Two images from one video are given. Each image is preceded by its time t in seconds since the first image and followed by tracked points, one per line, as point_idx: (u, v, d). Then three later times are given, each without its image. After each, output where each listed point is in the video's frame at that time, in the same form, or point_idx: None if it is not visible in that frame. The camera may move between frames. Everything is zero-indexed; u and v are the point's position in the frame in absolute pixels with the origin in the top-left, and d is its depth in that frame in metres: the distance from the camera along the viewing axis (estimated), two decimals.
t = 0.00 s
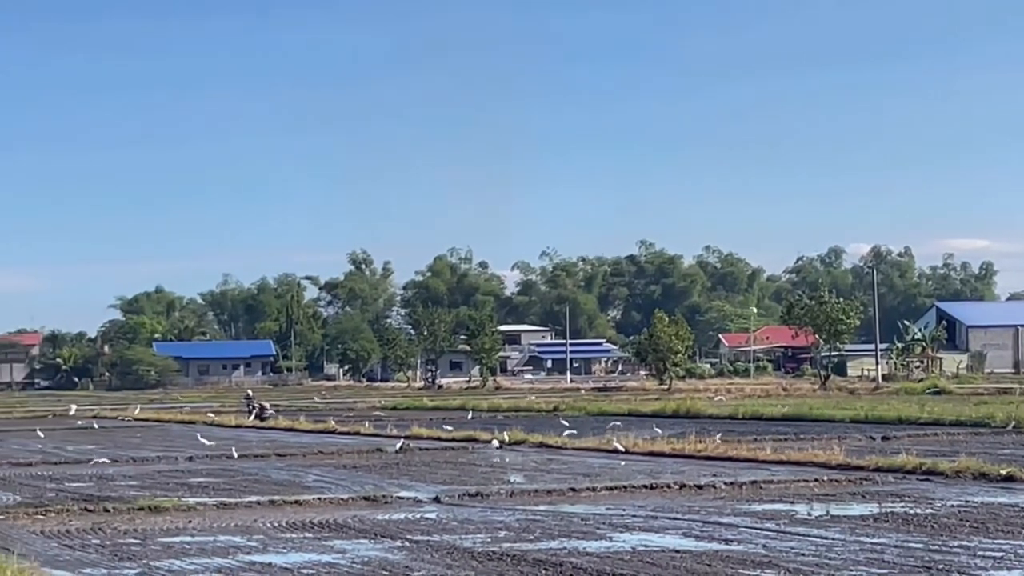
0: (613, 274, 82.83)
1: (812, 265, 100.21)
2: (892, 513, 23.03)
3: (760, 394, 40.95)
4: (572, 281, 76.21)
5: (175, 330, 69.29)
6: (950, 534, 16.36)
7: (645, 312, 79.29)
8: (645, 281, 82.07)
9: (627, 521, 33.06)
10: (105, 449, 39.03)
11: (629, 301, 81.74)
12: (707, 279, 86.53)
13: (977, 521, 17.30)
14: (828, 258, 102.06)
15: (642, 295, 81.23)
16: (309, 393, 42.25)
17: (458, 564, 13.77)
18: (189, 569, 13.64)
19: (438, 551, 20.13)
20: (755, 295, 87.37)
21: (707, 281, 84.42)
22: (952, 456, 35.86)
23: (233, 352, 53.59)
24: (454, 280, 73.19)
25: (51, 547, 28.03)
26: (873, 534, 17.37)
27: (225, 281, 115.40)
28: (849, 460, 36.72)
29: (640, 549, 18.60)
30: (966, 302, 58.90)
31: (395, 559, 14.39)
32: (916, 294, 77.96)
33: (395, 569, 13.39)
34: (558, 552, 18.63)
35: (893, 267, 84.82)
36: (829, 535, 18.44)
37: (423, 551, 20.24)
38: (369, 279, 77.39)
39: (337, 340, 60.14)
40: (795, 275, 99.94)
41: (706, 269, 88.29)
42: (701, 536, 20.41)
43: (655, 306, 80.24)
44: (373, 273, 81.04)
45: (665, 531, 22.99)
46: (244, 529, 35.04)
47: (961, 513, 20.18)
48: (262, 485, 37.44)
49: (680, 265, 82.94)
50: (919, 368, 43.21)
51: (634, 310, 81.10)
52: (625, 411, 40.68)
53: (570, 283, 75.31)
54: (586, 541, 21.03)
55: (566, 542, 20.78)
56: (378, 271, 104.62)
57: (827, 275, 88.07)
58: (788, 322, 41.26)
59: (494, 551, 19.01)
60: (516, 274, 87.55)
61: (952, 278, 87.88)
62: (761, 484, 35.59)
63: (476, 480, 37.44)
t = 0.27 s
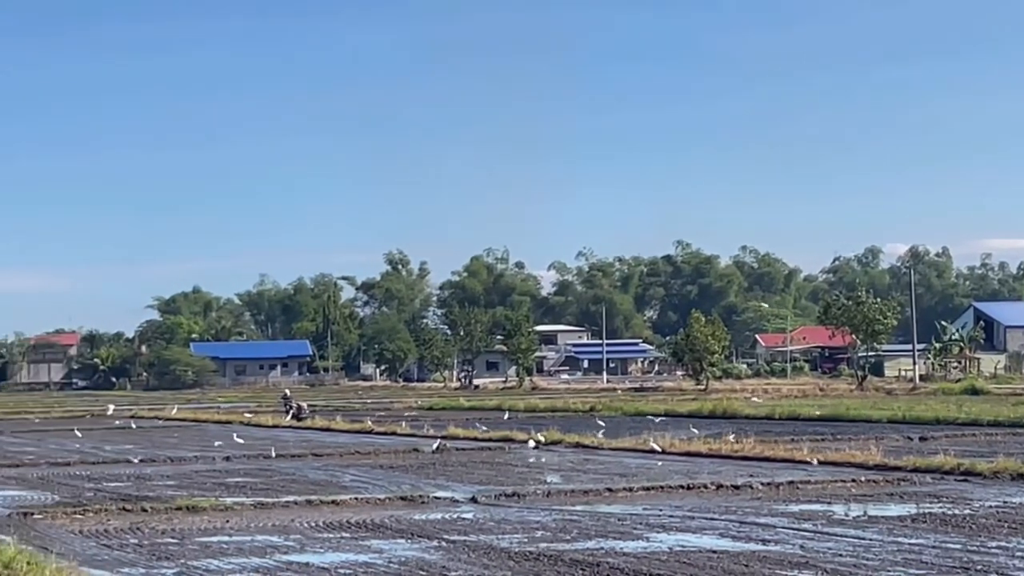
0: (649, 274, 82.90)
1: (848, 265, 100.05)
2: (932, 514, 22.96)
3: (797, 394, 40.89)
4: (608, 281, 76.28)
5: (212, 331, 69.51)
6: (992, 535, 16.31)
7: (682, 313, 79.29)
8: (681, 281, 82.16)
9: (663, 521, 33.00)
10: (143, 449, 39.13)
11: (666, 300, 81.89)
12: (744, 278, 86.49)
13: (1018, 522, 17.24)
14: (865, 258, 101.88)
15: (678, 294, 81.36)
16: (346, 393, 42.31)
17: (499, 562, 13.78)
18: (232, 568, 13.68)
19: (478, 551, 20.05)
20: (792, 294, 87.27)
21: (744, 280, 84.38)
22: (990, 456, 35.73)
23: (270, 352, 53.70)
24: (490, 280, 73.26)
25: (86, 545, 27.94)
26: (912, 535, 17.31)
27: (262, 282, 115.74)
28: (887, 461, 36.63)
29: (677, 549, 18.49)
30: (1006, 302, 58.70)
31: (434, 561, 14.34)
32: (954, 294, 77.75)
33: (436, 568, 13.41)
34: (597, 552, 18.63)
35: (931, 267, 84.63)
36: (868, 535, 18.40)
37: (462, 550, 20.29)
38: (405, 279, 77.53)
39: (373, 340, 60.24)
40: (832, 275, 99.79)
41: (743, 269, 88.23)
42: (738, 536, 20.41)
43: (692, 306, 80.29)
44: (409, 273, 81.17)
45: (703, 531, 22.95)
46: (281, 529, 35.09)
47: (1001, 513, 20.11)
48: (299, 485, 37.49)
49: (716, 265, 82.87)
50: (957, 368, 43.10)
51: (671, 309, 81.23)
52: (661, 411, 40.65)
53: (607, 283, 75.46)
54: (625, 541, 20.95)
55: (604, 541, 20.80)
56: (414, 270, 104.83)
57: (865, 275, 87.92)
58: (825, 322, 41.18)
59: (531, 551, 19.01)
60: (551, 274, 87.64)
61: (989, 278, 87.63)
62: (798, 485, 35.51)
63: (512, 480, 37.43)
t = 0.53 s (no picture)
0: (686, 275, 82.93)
1: (885, 267, 99.90)
2: (969, 516, 22.90)
3: (833, 395, 40.83)
4: (643, 282, 76.34)
5: (248, 332, 69.70)
6: None
7: (718, 314, 79.28)
8: (718, 282, 82.22)
9: (700, 522, 32.96)
10: (180, 450, 39.24)
11: (702, 301, 81.96)
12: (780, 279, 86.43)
13: None
14: (902, 259, 101.72)
15: (715, 295, 81.44)
16: (382, 393, 42.37)
17: (529, 563, 13.82)
18: (270, 567, 13.77)
19: (510, 548, 20.24)
20: (828, 296, 87.18)
21: (780, 282, 84.32)
22: None
23: (306, 353, 53.78)
24: (526, 281, 73.34)
25: (128, 546, 28.24)
26: (949, 537, 17.27)
27: (298, 283, 115.94)
28: (924, 462, 36.55)
29: (712, 548, 18.81)
30: None
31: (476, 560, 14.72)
32: (991, 296, 77.56)
33: (473, 568, 13.45)
34: (633, 553, 18.63)
35: (968, 269, 84.44)
36: (904, 537, 18.36)
37: (498, 550, 20.34)
38: (441, 280, 77.66)
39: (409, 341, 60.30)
40: (869, 276, 99.66)
41: (780, 271, 88.18)
42: (774, 538, 20.38)
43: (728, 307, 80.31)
44: (446, 274, 81.29)
45: (739, 532, 22.92)
46: (318, 529, 35.15)
47: None
48: (335, 485, 37.54)
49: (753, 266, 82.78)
50: (994, 369, 42.99)
51: (707, 311, 81.29)
52: (697, 412, 40.63)
53: (643, 283, 75.57)
54: (657, 542, 20.91)
55: (641, 543, 20.80)
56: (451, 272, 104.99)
57: (902, 276, 87.78)
58: (862, 323, 41.11)
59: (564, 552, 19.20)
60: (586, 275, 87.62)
61: None
62: (835, 486, 35.44)
63: (549, 481, 37.44)
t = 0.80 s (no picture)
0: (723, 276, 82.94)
1: (923, 268, 99.76)
2: (1007, 518, 22.81)
3: (870, 397, 40.78)
4: (679, 283, 76.42)
5: (286, 333, 70.00)
6: None
7: (755, 315, 79.27)
8: (755, 283, 82.25)
9: (736, 524, 32.91)
10: (217, 450, 39.34)
11: (738, 302, 82.04)
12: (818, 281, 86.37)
13: None
14: (939, 260, 101.55)
15: (752, 297, 81.47)
16: (419, 394, 42.43)
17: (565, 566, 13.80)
18: (303, 569, 13.90)
19: (548, 551, 20.44)
20: (865, 296, 87.06)
21: (818, 283, 84.26)
22: None
23: (344, 354, 53.96)
24: (562, 282, 73.41)
25: (167, 547, 28.46)
26: (987, 540, 17.19)
27: (335, 284, 116.35)
28: (961, 464, 36.45)
29: (745, 548, 18.94)
30: None
31: (516, 563, 14.99)
32: None
33: (509, 569, 13.44)
34: (669, 554, 18.61)
35: (1006, 270, 84.26)
36: (940, 539, 18.29)
37: (536, 552, 20.35)
38: (478, 281, 77.80)
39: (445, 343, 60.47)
40: (907, 277, 99.53)
41: (817, 272, 88.13)
42: (810, 540, 20.32)
43: (765, 309, 80.29)
44: (482, 275, 81.39)
45: (776, 534, 22.87)
46: (355, 530, 35.21)
47: None
48: (372, 486, 37.60)
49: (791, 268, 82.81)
50: None
51: (744, 312, 81.31)
52: (734, 414, 40.60)
53: (680, 285, 75.64)
54: (691, 543, 21.08)
55: (679, 544, 20.80)
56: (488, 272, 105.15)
57: (940, 278, 87.63)
58: (899, 325, 41.05)
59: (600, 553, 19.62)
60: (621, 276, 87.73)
61: None
62: (872, 488, 35.37)
63: (585, 483, 37.44)
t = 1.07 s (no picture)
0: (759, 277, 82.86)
1: (961, 269, 99.53)
2: None
3: (908, 398, 40.69)
4: (716, 284, 76.42)
5: (322, 334, 70.20)
6: None
7: (792, 316, 79.19)
8: (791, 285, 82.18)
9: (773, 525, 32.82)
10: (255, 450, 39.40)
11: (775, 304, 82.00)
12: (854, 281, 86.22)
13: None
14: (977, 262, 101.30)
15: (789, 298, 81.41)
16: (456, 395, 42.47)
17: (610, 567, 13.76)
18: (343, 568, 13.96)
19: (588, 553, 20.48)
20: (902, 298, 86.89)
21: (855, 284, 84.14)
22: None
23: (380, 355, 54.07)
24: (599, 283, 73.41)
25: (207, 547, 28.54)
26: None
27: (372, 285, 116.63)
28: (1000, 465, 36.31)
29: (782, 550, 18.23)
30: None
31: (570, 562, 15.00)
32: None
33: (548, 569, 13.40)
34: (705, 552, 18.60)
35: None
36: (980, 540, 18.17)
37: (575, 552, 20.33)
38: (514, 281, 77.86)
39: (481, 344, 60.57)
40: (944, 278, 99.29)
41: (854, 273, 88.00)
42: (847, 539, 20.28)
43: (802, 310, 80.18)
44: (518, 276, 81.44)
45: (815, 534, 22.77)
46: (392, 531, 35.23)
47: None
48: (409, 487, 37.61)
49: (828, 269, 82.76)
50: None
51: (780, 314, 81.24)
52: (770, 415, 40.53)
53: (716, 286, 75.61)
54: (729, 543, 21.05)
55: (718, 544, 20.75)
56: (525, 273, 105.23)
57: (977, 279, 87.41)
58: (936, 326, 40.96)
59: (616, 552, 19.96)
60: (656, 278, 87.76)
61: None
62: (910, 489, 35.24)
63: (622, 484, 37.39)
